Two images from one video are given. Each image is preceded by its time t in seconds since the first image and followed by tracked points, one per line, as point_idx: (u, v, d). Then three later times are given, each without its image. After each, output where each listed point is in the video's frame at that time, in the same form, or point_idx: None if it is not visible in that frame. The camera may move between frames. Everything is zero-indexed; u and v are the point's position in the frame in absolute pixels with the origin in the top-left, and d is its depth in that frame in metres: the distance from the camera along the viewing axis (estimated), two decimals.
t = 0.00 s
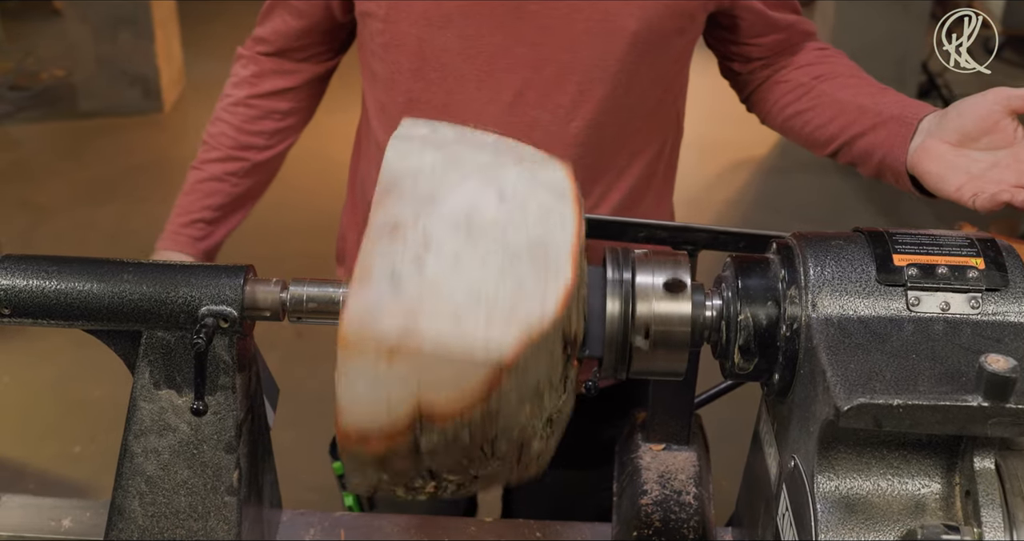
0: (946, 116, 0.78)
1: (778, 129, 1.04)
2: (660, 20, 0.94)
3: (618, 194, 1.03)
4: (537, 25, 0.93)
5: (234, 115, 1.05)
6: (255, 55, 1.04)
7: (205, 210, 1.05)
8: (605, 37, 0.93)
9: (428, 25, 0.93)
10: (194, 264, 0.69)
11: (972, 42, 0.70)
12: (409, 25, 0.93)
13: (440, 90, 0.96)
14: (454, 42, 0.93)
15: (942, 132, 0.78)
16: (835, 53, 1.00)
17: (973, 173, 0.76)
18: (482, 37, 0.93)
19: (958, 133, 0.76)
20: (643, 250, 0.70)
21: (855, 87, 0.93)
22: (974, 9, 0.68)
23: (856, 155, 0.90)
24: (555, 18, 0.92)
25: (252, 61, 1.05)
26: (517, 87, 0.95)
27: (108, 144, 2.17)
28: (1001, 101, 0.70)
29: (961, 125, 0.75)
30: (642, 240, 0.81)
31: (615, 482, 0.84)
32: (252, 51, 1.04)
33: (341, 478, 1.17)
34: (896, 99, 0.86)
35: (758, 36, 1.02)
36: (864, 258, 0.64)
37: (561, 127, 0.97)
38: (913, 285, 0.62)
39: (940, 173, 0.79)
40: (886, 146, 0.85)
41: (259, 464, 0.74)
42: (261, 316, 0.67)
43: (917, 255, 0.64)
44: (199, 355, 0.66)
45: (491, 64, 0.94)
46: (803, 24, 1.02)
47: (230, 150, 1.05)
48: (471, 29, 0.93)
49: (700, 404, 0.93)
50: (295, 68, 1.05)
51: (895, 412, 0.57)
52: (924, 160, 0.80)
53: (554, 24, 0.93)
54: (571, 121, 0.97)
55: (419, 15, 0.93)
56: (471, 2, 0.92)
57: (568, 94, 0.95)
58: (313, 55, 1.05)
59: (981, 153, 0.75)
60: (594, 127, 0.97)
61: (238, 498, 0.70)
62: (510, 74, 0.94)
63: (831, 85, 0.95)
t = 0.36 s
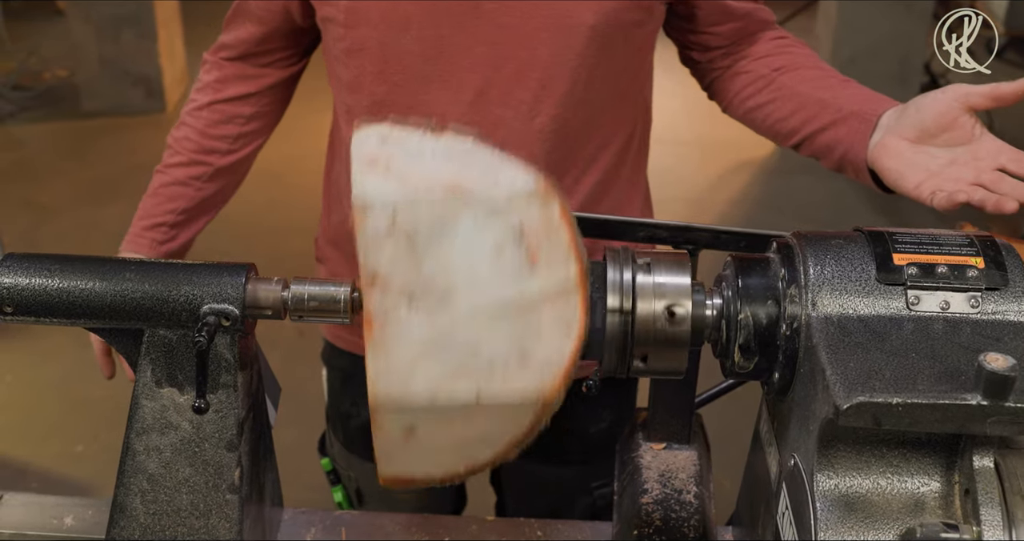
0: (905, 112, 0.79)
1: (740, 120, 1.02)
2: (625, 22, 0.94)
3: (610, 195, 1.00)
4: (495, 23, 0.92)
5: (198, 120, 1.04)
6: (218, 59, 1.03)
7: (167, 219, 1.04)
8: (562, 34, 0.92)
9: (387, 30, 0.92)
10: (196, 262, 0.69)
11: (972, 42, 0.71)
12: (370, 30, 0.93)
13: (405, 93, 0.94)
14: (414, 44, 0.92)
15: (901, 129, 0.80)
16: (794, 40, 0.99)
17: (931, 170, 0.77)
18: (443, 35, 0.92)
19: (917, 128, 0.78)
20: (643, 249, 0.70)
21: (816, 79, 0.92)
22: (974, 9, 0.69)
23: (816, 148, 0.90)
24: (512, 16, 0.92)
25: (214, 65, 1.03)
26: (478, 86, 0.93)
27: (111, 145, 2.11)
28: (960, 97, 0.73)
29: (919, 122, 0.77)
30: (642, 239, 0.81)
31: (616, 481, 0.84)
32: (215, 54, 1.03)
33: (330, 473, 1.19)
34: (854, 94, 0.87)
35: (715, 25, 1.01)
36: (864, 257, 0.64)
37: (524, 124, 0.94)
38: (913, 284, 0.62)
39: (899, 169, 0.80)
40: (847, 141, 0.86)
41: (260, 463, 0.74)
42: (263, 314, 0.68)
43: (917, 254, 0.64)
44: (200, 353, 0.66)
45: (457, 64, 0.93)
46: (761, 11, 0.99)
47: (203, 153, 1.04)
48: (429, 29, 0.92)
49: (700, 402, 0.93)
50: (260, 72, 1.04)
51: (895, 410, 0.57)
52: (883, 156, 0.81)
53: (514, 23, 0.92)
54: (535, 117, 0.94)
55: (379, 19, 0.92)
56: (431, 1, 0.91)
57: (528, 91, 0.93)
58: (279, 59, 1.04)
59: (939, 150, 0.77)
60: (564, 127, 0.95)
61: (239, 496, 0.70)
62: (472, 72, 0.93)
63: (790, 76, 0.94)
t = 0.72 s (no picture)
0: (893, 99, 0.80)
1: (733, 105, 0.98)
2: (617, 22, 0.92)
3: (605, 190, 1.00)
4: (485, 22, 0.90)
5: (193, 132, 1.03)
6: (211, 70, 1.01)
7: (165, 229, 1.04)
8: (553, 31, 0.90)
9: (379, 32, 0.91)
10: (199, 260, 0.69)
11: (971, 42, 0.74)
12: (361, 34, 0.92)
13: (401, 97, 0.93)
14: (405, 47, 0.91)
15: (890, 116, 0.80)
16: (782, 24, 0.95)
17: (921, 156, 0.78)
18: (432, 36, 0.90)
19: (904, 116, 0.79)
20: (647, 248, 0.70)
21: (805, 63, 0.90)
22: (973, 10, 0.72)
23: (808, 134, 0.90)
24: (501, 18, 0.89)
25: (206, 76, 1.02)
26: (472, 86, 0.92)
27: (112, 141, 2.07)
28: (948, 85, 0.74)
29: (907, 110, 0.78)
30: (646, 238, 0.81)
31: (620, 479, 0.84)
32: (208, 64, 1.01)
33: (336, 467, 1.17)
34: (847, 81, 0.86)
35: (701, 8, 0.96)
36: (869, 256, 0.64)
37: (521, 119, 0.93)
38: (917, 282, 0.62)
39: (889, 157, 0.80)
40: (837, 127, 0.86)
41: (264, 460, 0.74)
42: (266, 312, 0.68)
43: (921, 253, 0.64)
44: (204, 351, 0.66)
45: (446, 68, 0.91)
46: None
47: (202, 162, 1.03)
48: (419, 32, 0.90)
49: (705, 402, 0.92)
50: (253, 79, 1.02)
51: (899, 409, 0.57)
52: (874, 144, 0.81)
53: (502, 20, 0.90)
54: (531, 111, 0.93)
55: (367, 25, 0.91)
56: (420, 2, 0.89)
57: (520, 87, 0.92)
58: (271, 68, 1.02)
59: (928, 137, 0.78)
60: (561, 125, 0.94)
61: (243, 495, 0.70)
62: (463, 74, 0.91)
63: (778, 61, 0.92)
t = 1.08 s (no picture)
0: (909, 89, 0.79)
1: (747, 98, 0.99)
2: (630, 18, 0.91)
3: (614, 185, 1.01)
4: (501, 17, 0.89)
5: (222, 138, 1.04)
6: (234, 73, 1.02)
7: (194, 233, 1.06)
8: (568, 26, 0.89)
9: (393, 27, 0.91)
10: (203, 258, 0.69)
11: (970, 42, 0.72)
12: (375, 30, 0.92)
13: (416, 91, 0.94)
14: (421, 42, 0.91)
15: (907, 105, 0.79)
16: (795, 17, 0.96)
17: (938, 146, 0.76)
18: (448, 33, 0.90)
19: (921, 105, 0.78)
20: (655, 246, 0.70)
21: (819, 55, 0.90)
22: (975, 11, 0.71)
23: (824, 126, 0.89)
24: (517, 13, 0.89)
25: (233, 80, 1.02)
26: (486, 80, 0.91)
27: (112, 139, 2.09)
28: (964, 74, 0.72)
29: (924, 99, 0.77)
30: (650, 237, 0.80)
31: (622, 479, 0.83)
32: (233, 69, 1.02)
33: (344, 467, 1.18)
34: (863, 71, 0.86)
35: (712, 3, 0.96)
36: (875, 255, 0.64)
37: (536, 114, 0.93)
38: (924, 281, 0.62)
39: (907, 146, 0.79)
40: (854, 117, 0.86)
41: (267, 459, 0.74)
42: (270, 311, 0.68)
43: (927, 252, 0.64)
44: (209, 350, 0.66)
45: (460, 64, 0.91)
46: None
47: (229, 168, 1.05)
48: (434, 27, 0.90)
49: (707, 400, 0.92)
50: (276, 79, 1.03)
51: (906, 408, 0.57)
52: (891, 133, 0.81)
53: (517, 14, 0.89)
54: (547, 105, 0.93)
55: (383, 20, 0.91)
56: None
57: (535, 82, 0.92)
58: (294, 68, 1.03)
59: (946, 127, 0.77)
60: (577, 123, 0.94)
61: (247, 494, 0.70)
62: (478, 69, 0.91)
63: (793, 53, 0.92)
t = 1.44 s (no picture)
0: (906, 112, 0.79)
1: (749, 115, 1.01)
2: (635, 14, 0.92)
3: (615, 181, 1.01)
4: (511, 13, 0.90)
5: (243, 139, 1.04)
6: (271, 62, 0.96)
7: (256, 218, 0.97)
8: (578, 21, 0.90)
9: (401, 19, 0.91)
10: (204, 257, 0.69)
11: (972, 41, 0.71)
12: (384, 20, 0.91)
13: (422, 81, 0.93)
14: (429, 32, 0.91)
15: (903, 129, 0.79)
16: (804, 38, 0.97)
17: (934, 171, 0.77)
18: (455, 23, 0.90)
19: (917, 130, 0.77)
20: (658, 245, 0.69)
21: (824, 76, 0.91)
22: (974, 9, 0.69)
23: (823, 148, 0.90)
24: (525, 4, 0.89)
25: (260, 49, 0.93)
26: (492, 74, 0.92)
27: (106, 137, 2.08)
28: (962, 100, 0.73)
29: (921, 124, 0.76)
30: (651, 235, 0.81)
31: (623, 476, 0.83)
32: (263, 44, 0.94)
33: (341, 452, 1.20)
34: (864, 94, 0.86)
35: (721, 16, 0.99)
36: (879, 254, 0.64)
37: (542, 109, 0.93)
38: (927, 280, 0.62)
39: (900, 170, 0.79)
40: (851, 140, 0.86)
41: (268, 458, 0.74)
42: (271, 309, 0.68)
43: (930, 250, 0.64)
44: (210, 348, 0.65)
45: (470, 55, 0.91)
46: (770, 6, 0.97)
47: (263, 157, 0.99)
48: (442, 18, 0.90)
49: (710, 397, 0.92)
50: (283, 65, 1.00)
51: (911, 407, 0.57)
52: (886, 157, 0.80)
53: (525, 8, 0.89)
54: (547, 104, 0.93)
55: (391, 10, 0.90)
56: None
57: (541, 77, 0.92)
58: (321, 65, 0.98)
59: (941, 152, 0.77)
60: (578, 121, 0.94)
61: (248, 492, 0.70)
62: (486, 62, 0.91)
63: (798, 73, 0.93)
